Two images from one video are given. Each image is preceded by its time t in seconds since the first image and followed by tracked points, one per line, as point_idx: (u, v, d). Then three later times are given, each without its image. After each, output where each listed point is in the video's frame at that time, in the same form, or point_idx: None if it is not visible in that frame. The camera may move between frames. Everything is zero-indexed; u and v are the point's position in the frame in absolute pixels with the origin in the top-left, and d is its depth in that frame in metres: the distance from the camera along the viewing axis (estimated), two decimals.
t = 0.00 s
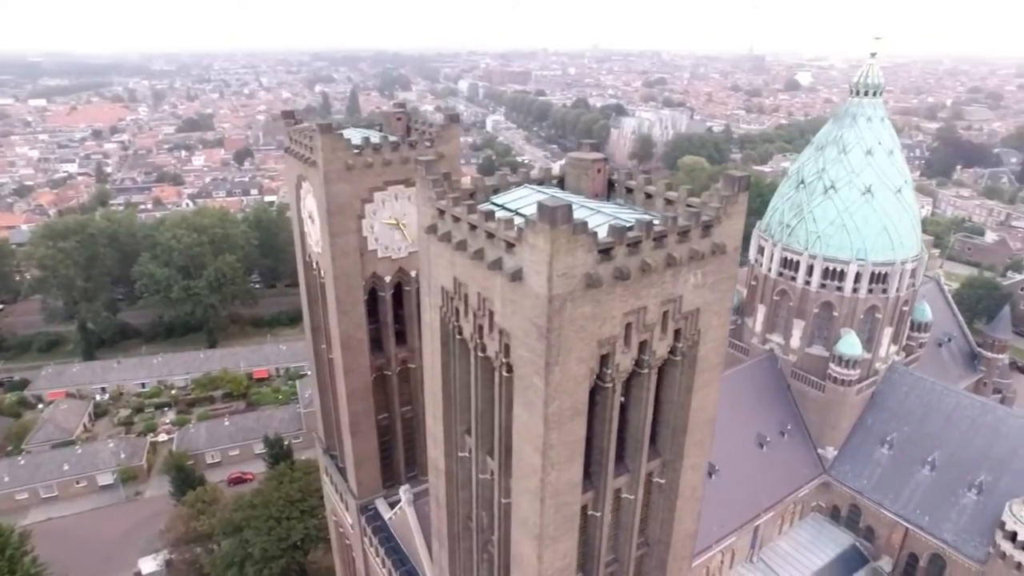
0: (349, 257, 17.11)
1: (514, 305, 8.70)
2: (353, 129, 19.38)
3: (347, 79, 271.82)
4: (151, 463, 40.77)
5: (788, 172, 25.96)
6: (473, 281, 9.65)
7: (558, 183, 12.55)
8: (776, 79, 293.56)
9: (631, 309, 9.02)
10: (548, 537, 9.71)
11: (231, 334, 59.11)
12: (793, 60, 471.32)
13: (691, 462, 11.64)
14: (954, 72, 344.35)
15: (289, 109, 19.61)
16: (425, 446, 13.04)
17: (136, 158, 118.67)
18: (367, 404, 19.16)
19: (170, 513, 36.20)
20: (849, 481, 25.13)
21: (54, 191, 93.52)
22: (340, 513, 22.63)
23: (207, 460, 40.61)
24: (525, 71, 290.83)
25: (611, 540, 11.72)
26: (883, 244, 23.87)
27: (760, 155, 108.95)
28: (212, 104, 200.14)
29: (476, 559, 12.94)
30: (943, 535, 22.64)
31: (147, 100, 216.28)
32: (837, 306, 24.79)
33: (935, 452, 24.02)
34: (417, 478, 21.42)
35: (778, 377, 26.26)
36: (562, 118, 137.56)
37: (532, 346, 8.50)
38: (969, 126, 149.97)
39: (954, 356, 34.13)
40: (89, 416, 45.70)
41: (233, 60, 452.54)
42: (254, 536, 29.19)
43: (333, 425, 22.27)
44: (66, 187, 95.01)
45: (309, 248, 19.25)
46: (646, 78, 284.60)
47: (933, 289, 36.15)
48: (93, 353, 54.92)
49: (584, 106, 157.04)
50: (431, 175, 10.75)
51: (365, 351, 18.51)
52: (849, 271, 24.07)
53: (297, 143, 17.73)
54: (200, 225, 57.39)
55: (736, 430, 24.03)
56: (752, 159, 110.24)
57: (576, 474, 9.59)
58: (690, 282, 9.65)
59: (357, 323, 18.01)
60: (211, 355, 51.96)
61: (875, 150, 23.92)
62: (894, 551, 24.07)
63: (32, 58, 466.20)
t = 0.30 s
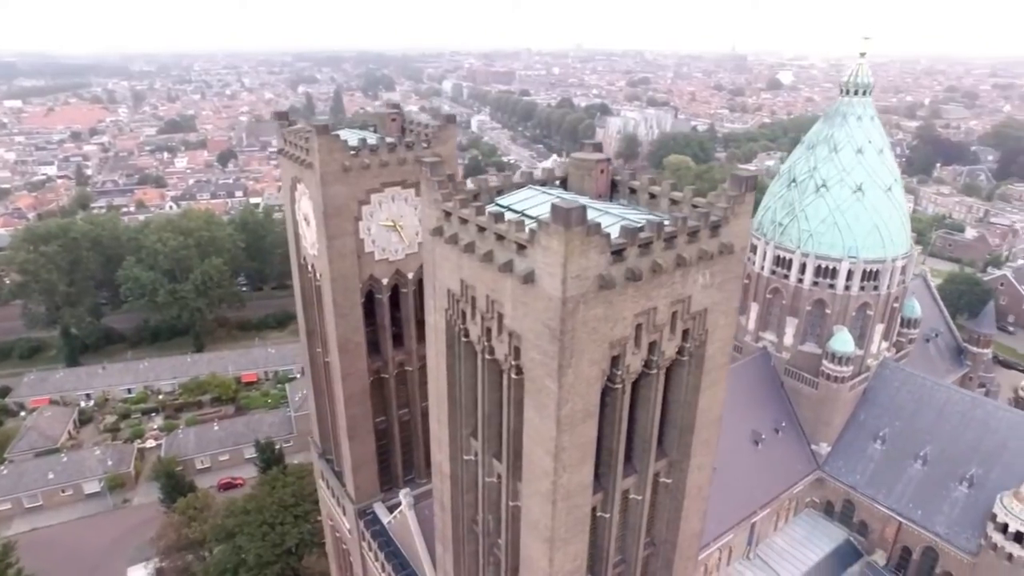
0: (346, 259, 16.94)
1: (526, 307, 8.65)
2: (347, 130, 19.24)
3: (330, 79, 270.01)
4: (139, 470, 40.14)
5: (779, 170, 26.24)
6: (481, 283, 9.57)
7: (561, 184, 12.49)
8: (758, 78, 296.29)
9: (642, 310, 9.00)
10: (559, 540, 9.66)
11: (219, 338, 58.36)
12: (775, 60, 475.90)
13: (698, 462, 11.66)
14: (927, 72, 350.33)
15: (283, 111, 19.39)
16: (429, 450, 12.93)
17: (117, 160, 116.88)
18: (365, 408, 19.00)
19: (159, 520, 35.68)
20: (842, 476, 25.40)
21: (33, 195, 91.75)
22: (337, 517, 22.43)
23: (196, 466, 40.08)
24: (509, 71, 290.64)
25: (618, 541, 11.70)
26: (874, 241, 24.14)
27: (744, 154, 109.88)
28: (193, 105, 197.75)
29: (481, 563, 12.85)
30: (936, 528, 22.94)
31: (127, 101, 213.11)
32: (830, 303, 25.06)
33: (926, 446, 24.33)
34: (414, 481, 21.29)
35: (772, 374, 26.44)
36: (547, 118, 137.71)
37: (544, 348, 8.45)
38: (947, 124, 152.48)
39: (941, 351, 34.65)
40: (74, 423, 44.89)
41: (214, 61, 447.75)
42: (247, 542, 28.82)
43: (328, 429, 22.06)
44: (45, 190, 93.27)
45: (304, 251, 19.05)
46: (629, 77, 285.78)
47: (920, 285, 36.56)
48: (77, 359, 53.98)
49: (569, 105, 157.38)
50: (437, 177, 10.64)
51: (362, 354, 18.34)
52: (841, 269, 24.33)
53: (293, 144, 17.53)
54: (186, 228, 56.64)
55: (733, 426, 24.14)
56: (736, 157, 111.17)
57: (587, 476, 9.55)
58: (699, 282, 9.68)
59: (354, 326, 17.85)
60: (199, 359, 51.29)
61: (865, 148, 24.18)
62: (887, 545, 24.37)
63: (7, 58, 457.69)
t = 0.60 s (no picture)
0: (348, 261, 16.81)
1: (541, 309, 8.60)
2: (347, 131, 19.13)
3: (319, 80, 268.67)
4: (132, 475, 39.71)
5: (776, 170, 26.45)
6: (494, 286, 9.50)
7: (569, 185, 12.47)
8: (746, 78, 297.74)
9: (657, 311, 8.98)
10: (574, 543, 9.61)
11: (211, 341, 57.86)
12: (763, 59, 478.56)
13: (707, 463, 11.67)
14: (912, 72, 353.71)
15: (282, 112, 19.23)
16: (437, 454, 12.83)
17: (104, 162, 115.60)
18: (366, 410, 18.85)
19: (154, 526, 35.27)
20: (841, 474, 25.57)
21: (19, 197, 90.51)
22: (338, 521, 22.25)
23: (190, 470, 39.71)
24: (499, 71, 290.43)
25: (629, 542, 11.68)
26: (871, 240, 24.28)
27: (734, 153, 110.47)
28: (181, 106, 196.07)
29: (489, 567, 12.77)
30: (934, 523, 23.13)
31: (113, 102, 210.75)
32: (828, 301, 25.22)
33: (923, 443, 24.52)
34: (416, 483, 21.17)
35: (770, 372, 26.54)
36: (537, 118, 137.69)
37: (561, 350, 8.40)
38: (932, 123, 154.12)
39: (934, 348, 34.90)
40: (64, 428, 44.32)
41: (201, 62, 443.66)
42: (245, 547, 28.48)
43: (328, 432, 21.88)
44: (31, 192, 92.03)
45: (304, 253, 18.88)
46: (618, 77, 286.29)
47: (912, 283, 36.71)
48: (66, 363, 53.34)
49: (559, 105, 157.56)
50: (446, 178, 10.52)
51: (364, 357, 18.20)
52: (839, 267, 24.48)
53: (293, 147, 17.40)
54: (177, 230, 56.14)
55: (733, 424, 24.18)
56: (726, 156, 111.71)
57: (602, 479, 9.52)
58: (711, 283, 9.68)
59: (356, 328, 17.70)
60: (191, 362, 50.81)
61: (861, 148, 24.36)
62: (886, 541, 24.54)
63: None
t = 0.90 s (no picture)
0: (354, 262, 16.70)
1: (560, 311, 8.54)
2: (351, 133, 19.04)
3: (311, 80, 267.62)
4: (128, 479, 39.36)
5: (777, 170, 26.60)
6: (510, 288, 9.43)
7: (579, 186, 12.41)
8: (738, 78, 298.63)
9: (674, 313, 8.94)
10: (591, 545, 9.57)
11: (206, 343, 57.48)
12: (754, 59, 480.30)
13: (720, 464, 11.66)
14: (902, 71, 355.80)
15: (284, 113, 19.08)
16: (447, 457, 12.76)
17: (96, 162, 114.64)
18: (371, 413, 18.75)
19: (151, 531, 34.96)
20: (843, 473, 25.65)
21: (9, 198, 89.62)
22: (341, 524, 22.16)
23: (187, 473, 39.38)
24: (492, 71, 290.23)
25: (642, 545, 11.64)
26: (872, 239, 24.38)
27: (728, 152, 110.78)
28: (172, 106, 194.75)
29: (501, 569, 12.71)
30: (936, 521, 23.22)
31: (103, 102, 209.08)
32: (829, 301, 25.32)
33: (924, 441, 24.62)
34: (420, 486, 21.10)
35: (771, 372, 26.61)
36: (531, 117, 137.62)
37: (581, 352, 8.34)
38: (922, 122, 155.20)
39: (931, 345, 35.14)
40: (59, 432, 43.90)
41: (191, 61, 440.13)
42: (245, 551, 28.27)
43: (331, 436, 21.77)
44: (21, 192, 91.06)
45: (308, 254, 18.73)
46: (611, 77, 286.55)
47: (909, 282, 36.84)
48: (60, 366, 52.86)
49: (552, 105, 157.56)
50: (459, 179, 10.42)
51: (369, 359, 18.09)
52: (840, 267, 24.57)
53: (297, 147, 17.26)
54: (172, 232, 55.74)
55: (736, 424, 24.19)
56: (720, 156, 111.96)
57: (619, 481, 9.48)
58: (727, 284, 9.65)
59: (360, 330, 17.57)
60: (187, 364, 50.43)
61: (862, 148, 24.49)
62: (888, 540, 24.64)
63: None
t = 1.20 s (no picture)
0: (359, 264, 16.59)
1: (578, 313, 8.52)
2: (353, 134, 18.94)
3: (303, 81, 266.41)
4: (124, 483, 39.06)
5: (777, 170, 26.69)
6: (526, 290, 9.36)
7: (590, 186, 12.37)
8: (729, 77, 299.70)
9: (692, 314, 8.91)
10: (608, 548, 9.54)
11: (201, 345, 57.09)
12: (745, 59, 482.37)
13: (732, 464, 11.65)
14: (890, 70, 358.76)
15: (286, 114, 18.92)
16: (456, 459, 12.68)
17: (85, 163, 113.53)
18: (376, 415, 18.65)
19: (149, 535, 34.64)
20: (844, 471, 25.76)
21: None
22: (344, 527, 22.05)
23: (184, 477, 39.06)
24: (484, 71, 289.84)
25: (656, 546, 11.59)
26: (873, 239, 24.47)
27: (721, 152, 111.15)
28: (162, 106, 193.23)
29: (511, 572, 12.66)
30: (937, 518, 23.37)
31: (91, 102, 207.09)
32: (829, 300, 25.43)
33: (924, 439, 24.74)
34: (423, 488, 21.04)
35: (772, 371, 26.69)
36: (524, 117, 137.53)
37: (602, 354, 8.29)
38: (912, 121, 156.48)
39: (927, 343, 35.31)
40: (53, 436, 43.45)
41: (181, 62, 436.99)
42: (246, 555, 28.10)
43: (334, 438, 21.65)
44: (10, 193, 90.11)
45: (310, 256, 18.58)
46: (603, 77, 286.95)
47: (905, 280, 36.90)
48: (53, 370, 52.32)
49: (544, 105, 157.55)
50: (471, 179, 10.33)
51: (373, 361, 17.97)
52: (841, 265, 24.69)
53: (300, 147, 17.12)
54: (167, 233, 55.30)
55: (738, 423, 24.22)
56: (713, 155, 112.26)
57: (637, 483, 9.44)
58: (742, 285, 9.64)
59: (365, 332, 17.47)
60: (182, 366, 50.04)
61: (862, 147, 24.58)
62: (889, 537, 24.77)
63: None
